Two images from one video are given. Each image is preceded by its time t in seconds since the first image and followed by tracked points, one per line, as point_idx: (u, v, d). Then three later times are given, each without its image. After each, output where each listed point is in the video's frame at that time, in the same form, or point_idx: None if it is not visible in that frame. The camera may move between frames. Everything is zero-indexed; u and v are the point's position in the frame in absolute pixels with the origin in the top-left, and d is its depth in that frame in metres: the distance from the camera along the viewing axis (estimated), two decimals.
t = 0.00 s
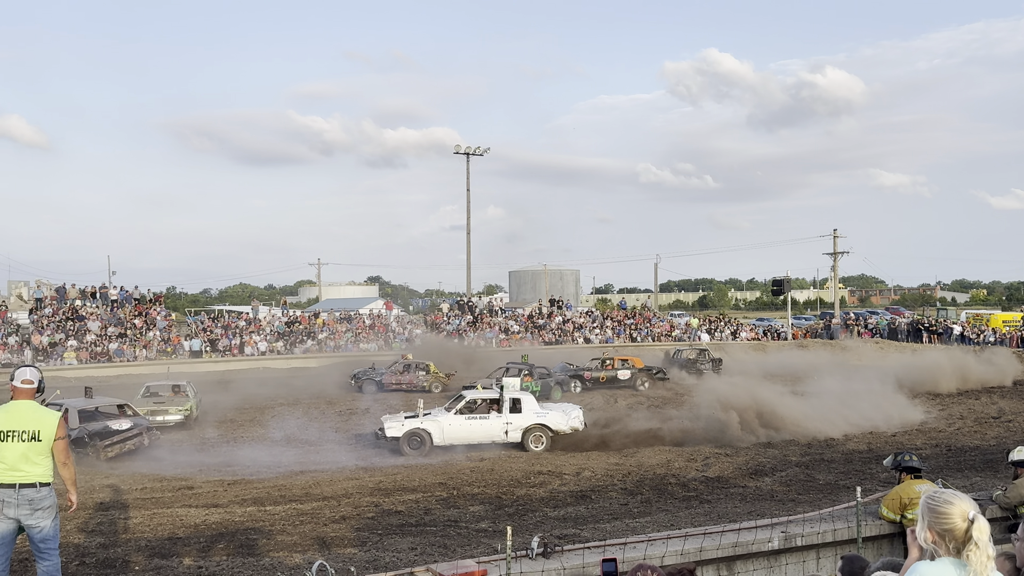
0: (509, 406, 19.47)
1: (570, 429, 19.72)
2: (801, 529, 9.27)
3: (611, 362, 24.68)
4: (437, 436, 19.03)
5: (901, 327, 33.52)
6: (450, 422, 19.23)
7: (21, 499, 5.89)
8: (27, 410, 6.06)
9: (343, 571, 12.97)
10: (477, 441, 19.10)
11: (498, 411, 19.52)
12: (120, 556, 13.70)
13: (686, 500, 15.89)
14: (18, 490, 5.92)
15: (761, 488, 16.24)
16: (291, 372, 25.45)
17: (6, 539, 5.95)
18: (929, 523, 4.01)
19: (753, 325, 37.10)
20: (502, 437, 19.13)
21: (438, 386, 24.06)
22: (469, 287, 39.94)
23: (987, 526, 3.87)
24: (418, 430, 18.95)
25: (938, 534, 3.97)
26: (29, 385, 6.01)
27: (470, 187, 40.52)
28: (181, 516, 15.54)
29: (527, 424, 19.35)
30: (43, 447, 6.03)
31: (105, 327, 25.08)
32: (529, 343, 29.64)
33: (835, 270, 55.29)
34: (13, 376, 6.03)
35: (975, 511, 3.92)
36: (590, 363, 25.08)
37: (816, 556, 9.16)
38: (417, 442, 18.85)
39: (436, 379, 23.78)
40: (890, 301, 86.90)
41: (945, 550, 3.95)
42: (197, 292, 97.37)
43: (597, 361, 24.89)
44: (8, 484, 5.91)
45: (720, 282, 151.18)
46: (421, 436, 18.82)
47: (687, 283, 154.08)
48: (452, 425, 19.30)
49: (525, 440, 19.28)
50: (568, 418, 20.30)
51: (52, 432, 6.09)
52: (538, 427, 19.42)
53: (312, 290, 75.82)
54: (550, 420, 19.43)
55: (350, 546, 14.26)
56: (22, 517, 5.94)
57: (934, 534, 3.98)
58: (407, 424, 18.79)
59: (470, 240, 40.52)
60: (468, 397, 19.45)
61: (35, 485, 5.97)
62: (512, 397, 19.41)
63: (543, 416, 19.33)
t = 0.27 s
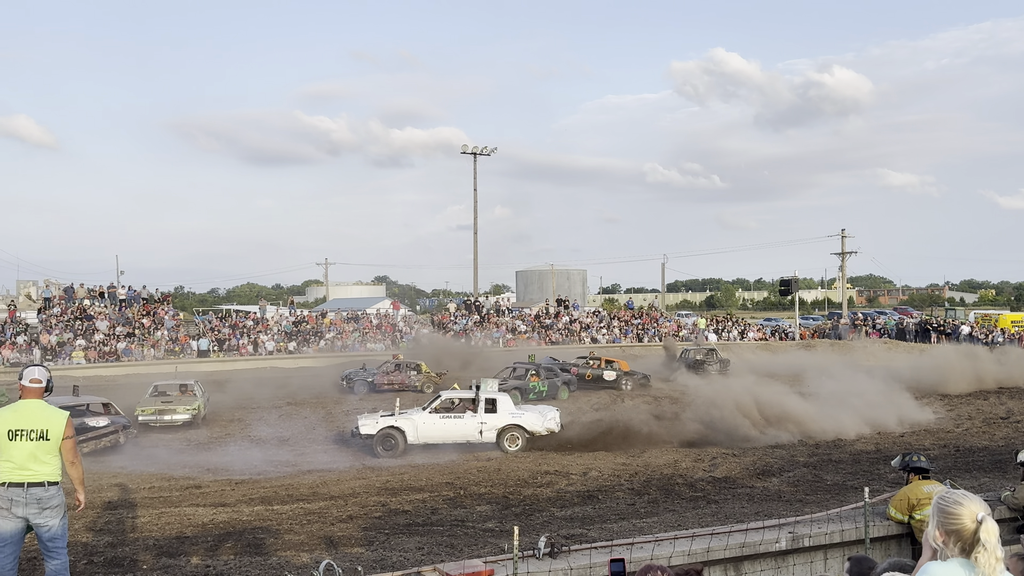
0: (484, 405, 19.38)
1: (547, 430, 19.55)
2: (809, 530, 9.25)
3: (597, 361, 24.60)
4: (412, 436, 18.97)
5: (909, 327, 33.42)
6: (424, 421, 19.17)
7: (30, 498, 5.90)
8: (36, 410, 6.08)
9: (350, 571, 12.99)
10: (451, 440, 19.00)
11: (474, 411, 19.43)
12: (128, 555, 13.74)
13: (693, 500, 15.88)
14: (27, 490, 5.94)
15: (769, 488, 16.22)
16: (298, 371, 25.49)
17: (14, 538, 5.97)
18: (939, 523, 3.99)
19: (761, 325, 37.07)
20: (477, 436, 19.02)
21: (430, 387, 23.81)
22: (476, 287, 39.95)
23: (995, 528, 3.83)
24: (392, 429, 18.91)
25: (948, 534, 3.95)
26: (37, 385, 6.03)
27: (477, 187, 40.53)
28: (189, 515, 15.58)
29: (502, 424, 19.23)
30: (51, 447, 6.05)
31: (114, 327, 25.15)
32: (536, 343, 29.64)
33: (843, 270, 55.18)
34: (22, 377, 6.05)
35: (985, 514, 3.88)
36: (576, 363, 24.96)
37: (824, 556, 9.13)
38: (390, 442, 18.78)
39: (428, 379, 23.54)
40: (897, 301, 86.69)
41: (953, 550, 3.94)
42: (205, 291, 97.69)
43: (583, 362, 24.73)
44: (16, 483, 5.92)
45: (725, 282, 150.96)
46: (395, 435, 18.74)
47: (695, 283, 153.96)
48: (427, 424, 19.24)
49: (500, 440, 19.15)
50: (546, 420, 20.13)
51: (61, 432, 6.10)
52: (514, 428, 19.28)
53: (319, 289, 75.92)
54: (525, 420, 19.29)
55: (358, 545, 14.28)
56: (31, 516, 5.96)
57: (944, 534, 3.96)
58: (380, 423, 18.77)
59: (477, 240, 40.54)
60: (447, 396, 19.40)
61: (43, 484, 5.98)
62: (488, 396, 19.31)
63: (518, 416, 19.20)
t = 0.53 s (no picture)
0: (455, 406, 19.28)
1: (519, 430, 19.41)
2: (815, 530, 9.23)
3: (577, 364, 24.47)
4: (382, 438, 18.90)
5: (916, 328, 33.31)
6: (395, 423, 19.08)
7: (37, 497, 5.93)
8: (42, 410, 6.09)
9: (356, 571, 13.01)
10: (422, 442, 18.89)
11: (445, 412, 19.33)
12: (135, 554, 13.77)
13: (699, 501, 15.86)
14: (33, 488, 5.95)
15: (775, 489, 16.20)
16: (304, 371, 25.50)
17: (21, 537, 6.00)
18: (945, 522, 3.98)
19: (767, 326, 37.00)
20: (448, 438, 18.91)
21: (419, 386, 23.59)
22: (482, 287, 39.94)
23: (999, 530, 3.80)
24: (362, 431, 18.85)
25: (953, 534, 3.94)
26: (44, 384, 6.04)
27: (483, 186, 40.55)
28: (196, 515, 15.61)
29: (473, 425, 19.11)
30: (58, 445, 6.07)
31: (120, 326, 25.20)
32: (542, 343, 29.64)
33: (849, 271, 55.02)
34: (28, 375, 6.06)
35: (991, 515, 3.86)
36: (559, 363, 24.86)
37: (830, 557, 9.11)
38: (360, 444, 18.67)
39: (416, 378, 23.34)
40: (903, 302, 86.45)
41: (958, 549, 3.93)
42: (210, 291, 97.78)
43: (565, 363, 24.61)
44: (23, 481, 5.94)
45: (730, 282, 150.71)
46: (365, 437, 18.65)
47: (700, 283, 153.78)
48: (398, 426, 19.14)
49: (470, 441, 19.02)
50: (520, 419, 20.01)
51: (67, 431, 6.12)
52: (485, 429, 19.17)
53: (325, 289, 75.96)
54: (496, 421, 19.17)
55: (363, 545, 14.29)
56: (37, 515, 5.98)
57: (949, 533, 3.95)
58: (351, 424, 18.69)
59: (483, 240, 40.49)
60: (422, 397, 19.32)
61: (49, 483, 6.00)
62: (459, 397, 19.22)
63: (489, 417, 19.08)
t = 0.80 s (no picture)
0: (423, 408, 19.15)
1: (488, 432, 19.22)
2: (820, 531, 9.21)
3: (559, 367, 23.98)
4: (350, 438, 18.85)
5: (922, 328, 33.24)
6: (362, 423, 19.00)
7: (42, 496, 5.94)
8: (47, 409, 6.09)
9: (360, 570, 13.02)
10: (388, 443, 18.78)
11: (413, 414, 19.21)
12: (140, 553, 13.79)
13: (704, 501, 15.85)
14: (39, 488, 5.96)
15: (780, 489, 16.18)
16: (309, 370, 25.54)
17: (27, 536, 6.02)
18: (948, 524, 3.96)
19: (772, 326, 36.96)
20: (415, 439, 18.80)
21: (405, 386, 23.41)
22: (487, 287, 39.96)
23: (1001, 533, 3.78)
24: (331, 431, 18.83)
25: (956, 535, 3.92)
26: (50, 383, 6.05)
27: (489, 187, 40.67)
28: (201, 514, 15.64)
29: (440, 427, 18.95)
30: (63, 445, 6.08)
31: (126, 326, 25.25)
32: (547, 343, 29.63)
33: (854, 272, 54.93)
34: (33, 375, 6.08)
35: (993, 517, 3.83)
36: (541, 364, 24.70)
37: (835, 558, 9.09)
38: (327, 445, 18.63)
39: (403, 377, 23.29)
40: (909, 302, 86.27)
41: (962, 550, 3.91)
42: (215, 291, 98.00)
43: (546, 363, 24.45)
44: (28, 481, 5.96)
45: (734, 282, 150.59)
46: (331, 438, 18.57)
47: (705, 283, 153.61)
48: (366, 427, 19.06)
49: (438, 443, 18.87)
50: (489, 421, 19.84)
51: (73, 430, 6.13)
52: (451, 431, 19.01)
53: (330, 289, 76.06)
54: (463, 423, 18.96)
55: (368, 544, 14.30)
56: (43, 514, 6.00)
57: (953, 534, 3.93)
58: (318, 425, 18.65)
59: (488, 240, 40.54)
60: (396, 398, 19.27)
61: (55, 482, 6.02)
62: (427, 399, 19.10)
63: (455, 419, 18.89)
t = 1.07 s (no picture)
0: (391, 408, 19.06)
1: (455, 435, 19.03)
2: (824, 532, 9.19)
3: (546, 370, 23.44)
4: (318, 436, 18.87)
5: (928, 328, 33.16)
6: (331, 423, 18.97)
7: (47, 495, 5.95)
8: (53, 408, 6.11)
9: (364, 570, 13.03)
10: (354, 443, 18.73)
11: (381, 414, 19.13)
12: (145, 552, 13.82)
13: (708, 502, 15.83)
14: (44, 486, 5.98)
15: (784, 490, 16.16)
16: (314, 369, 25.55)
17: (32, 535, 6.05)
18: (952, 523, 3.95)
19: (777, 326, 36.90)
20: (381, 439, 18.73)
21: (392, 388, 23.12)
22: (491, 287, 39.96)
23: (1004, 533, 3.75)
24: (298, 430, 18.84)
25: (960, 534, 3.90)
26: (56, 383, 6.07)
27: (494, 186, 40.68)
28: (206, 514, 15.66)
29: (406, 428, 18.85)
30: (70, 444, 6.09)
31: (131, 325, 25.28)
32: (551, 343, 29.63)
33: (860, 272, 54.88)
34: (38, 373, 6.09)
35: (996, 517, 3.81)
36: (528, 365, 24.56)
37: (839, 559, 9.07)
38: (295, 443, 18.64)
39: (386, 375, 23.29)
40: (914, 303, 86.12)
41: (966, 550, 3.89)
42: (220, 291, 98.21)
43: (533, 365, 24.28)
44: (34, 480, 5.97)
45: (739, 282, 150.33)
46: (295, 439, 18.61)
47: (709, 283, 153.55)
48: (334, 426, 19.03)
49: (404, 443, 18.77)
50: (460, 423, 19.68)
51: (78, 429, 6.14)
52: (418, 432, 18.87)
53: (336, 289, 76.07)
54: (430, 425, 18.83)
55: (372, 544, 14.31)
56: (48, 514, 6.01)
57: (955, 533, 3.92)
58: (287, 422, 18.66)
59: (493, 240, 40.56)
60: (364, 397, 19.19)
61: (60, 480, 6.03)
62: (396, 399, 19.01)
63: (422, 421, 18.77)
